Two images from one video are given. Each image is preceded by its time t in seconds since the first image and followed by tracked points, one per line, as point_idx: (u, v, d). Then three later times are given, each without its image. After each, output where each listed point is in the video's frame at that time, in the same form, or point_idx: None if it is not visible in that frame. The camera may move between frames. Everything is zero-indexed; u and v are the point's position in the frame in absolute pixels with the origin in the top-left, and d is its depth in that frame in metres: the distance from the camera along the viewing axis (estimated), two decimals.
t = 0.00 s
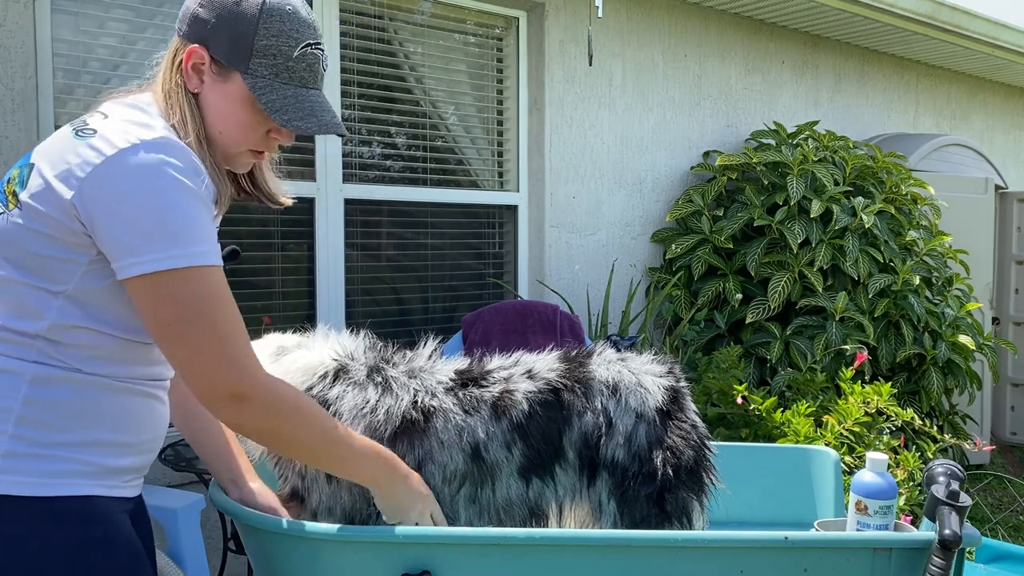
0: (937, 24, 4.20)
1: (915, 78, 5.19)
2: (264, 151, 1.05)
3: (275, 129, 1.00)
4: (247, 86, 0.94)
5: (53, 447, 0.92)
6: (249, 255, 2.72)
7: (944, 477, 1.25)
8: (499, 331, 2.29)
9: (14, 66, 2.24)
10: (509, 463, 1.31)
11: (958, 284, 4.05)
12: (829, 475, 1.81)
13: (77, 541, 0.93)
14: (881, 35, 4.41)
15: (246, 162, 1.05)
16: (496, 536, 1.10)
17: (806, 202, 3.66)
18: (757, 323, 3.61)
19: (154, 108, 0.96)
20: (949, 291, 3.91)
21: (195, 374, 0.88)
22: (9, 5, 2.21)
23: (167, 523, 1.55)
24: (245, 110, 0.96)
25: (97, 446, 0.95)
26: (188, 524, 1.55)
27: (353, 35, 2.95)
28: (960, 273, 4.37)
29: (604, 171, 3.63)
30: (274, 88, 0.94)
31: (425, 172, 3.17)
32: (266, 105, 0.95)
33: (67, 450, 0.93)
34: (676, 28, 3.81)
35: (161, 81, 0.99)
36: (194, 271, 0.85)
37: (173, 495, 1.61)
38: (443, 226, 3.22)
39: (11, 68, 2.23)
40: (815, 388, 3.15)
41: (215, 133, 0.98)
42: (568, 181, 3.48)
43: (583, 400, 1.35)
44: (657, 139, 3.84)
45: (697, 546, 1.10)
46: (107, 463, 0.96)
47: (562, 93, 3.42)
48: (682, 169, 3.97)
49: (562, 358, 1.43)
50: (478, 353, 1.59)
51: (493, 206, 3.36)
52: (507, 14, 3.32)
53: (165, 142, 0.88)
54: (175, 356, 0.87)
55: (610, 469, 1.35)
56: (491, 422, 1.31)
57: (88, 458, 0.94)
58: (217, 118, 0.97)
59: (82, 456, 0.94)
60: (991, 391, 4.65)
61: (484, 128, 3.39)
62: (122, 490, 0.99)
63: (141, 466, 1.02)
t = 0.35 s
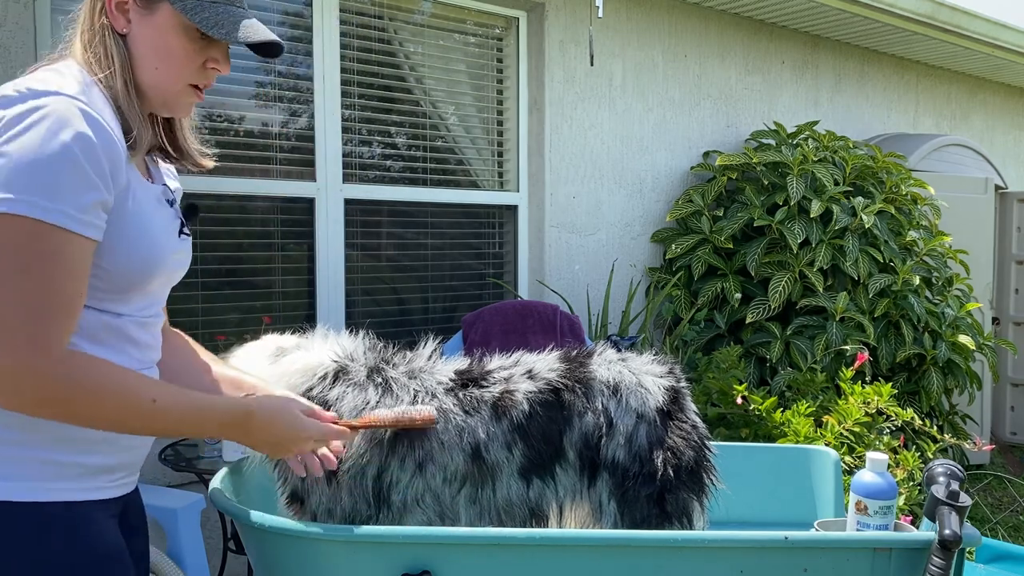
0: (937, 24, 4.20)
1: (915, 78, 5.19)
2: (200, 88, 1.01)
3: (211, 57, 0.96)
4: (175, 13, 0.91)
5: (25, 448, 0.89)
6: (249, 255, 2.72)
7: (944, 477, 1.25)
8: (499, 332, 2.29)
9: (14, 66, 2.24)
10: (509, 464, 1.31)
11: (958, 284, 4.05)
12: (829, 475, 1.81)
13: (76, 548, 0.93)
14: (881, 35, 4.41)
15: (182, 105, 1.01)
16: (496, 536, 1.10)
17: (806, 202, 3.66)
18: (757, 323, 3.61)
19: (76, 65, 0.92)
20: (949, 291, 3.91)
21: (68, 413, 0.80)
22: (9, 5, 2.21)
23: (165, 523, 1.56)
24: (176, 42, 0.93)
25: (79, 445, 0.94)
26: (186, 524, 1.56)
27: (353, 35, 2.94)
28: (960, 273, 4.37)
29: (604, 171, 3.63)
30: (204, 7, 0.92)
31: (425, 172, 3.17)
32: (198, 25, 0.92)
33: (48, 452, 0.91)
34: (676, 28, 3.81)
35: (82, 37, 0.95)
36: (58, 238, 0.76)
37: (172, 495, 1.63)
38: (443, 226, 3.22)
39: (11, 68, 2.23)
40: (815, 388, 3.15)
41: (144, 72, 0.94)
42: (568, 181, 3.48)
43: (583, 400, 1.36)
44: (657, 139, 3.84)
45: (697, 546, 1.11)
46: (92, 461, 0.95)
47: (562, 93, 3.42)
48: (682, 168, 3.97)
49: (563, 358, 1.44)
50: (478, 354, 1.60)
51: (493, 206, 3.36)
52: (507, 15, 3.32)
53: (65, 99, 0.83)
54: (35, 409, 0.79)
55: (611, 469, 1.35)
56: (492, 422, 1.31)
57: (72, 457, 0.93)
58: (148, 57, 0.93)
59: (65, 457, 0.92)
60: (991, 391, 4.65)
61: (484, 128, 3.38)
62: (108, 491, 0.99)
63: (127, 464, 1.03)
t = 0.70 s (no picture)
0: (937, 24, 4.20)
1: (915, 78, 5.19)
2: (143, 57, 1.00)
3: (157, 25, 0.96)
4: None
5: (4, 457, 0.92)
6: (249, 255, 2.72)
7: (944, 477, 1.25)
8: (499, 332, 2.29)
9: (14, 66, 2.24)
10: (512, 463, 1.32)
11: (958, 284, 4.05)
12: (829, 475, 1.80)
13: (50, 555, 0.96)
14: (881, 35, 4.40)
15: (127, 77, 1.00)
16: (497, 536, 1.10)
17: (806, 202, 3.66)
18: (757, 323, 3.61)
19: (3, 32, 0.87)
20: (949, 291, 3.91)
21: (30, 419, 0.82)
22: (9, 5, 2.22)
23: (166, 523, 1.56)
24: (124, 14, 0.92)
25: (49, 449, 0.96)
26: (189, 526, 1.56)
27: (353, 35, 2.94)
28: (960, 273, 4.37)
29: (604, 171, 3.63)
30: None
31: (425, 172, 3.17)
32: None
33: (20, 457, 0.93)
34: (676, 28, 3.81)
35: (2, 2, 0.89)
36: None
37: (172, 494, 1.63)
38: (443, 226, 3.22)
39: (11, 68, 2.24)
40: (815, 388, 3.15)
41: (87, 46, 0.92)
42: (568, 181, 3.48)
43: (586, 399, 1.38)
44: (657, 139, 3.84)
45: (697, 546, 1.11)
46: (61, 465, 0.97)
47: (562, 93, 3.42)
48: (682, 168, 3.97)
49: (565, 358, 1.46)
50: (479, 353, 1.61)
51: (493, 206, 3.36)
52: (507, 15, 3.32)
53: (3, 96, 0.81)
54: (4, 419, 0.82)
55: (614, 469, 1.37)
56: (495, 421, 1.32)
57: (43, 462, 0.95)
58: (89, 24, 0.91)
59: (37, 462, 0.94)
60: (991, 391, 4.65)
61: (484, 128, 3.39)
62: (74, 498, 1.02)
63: (95, 471, 1.05)
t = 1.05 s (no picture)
0: (937, 24, 4.20)
1: (914, 78, 5.20)
2: (92, 49, 1.00)
3: (103, 16, 0.96)
4: None
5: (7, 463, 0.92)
6: (249, 255, 2.72)
7: (944, 477, 1.25)
8: (499, 332, 2.29)
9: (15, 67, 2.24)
10: (515, 460, 1.44)
11: (958, 284, 4.05)
12: (829, 475, 1.80)
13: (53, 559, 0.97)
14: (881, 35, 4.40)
15: (74, 71, 1.00)
16: (496, 536, 1.10)
17: (806, 202, 3.66)
18: (757, 323, 3.61)
19: None
20: (949, 291, 3.92)
21: (59, 412, 0.81)
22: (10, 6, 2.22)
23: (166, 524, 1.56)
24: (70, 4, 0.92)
25: (50, 449, 0.96)
26: (190, 526, 1.56)
27: (353, 35, 2.94)
28: (960, 273, 4.37)
29: (604, 171, 3.63)
30: None
31: (425, 172, 3.17)
32: None
33: (21, 458, 0.93)
34: (676, 28, 3.81)
35: None
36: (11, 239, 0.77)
37: (172, 494, 1.64)
38: (443, 226, 3.22)
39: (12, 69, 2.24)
40: (815, 388, 3.15)
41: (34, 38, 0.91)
42: (568, 181, 3.48)
43: (589, 399, 1.51)
44: (657, 139, 3.84)
45: (697, 546, 1.11)
46: (62, 466, 0.98)
47: (562, 93, 3.42)
48: (682, 169, 3.97)
49: (570, 358, 1.60)
50: (485, 351, 1.76)
51: (493, 206, 3.36)
52: (507, 14, 3.32)
53: None
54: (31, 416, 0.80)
55: (615, 467, 1.50)
56: (498, 419, 1.45)
57: (44, 463, 0.95)
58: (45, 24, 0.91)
59: (37, 463, 0.94)
60: (991, 391, 4.65)
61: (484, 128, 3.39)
62: (81, 499, 1.02)
63: (98, 473, 1.06)
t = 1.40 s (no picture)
0: (937, 24, 4.20)
1: (914, 78, 5.20)
2: (82, 45, 0.99)
3: (94, 11, 0.96)
4: None
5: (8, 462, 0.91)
6: (249, 255, 2.72)
7: (944, 478, 1.25)
8: (499, 332, 2.29)
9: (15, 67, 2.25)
10: (519, 458, 1.50)
11: (958, 283, 4.05)
12: (829, 476, 1.80)
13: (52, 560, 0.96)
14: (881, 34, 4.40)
15: (67, 66, 0.99)
16: (497, 536, 1.10)
17: (806, 202, 3.66)
18: (757, 323, 3.61)
19: None
20: (949, 291, 3.92)
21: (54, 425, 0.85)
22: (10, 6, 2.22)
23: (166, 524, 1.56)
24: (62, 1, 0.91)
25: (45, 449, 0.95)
26: (190, 526, 1.56)
27: (353, 35, 2.94)
28: (960, 273, 4.37)
29: (604, 171, 3.63)
30: None
31: (425, 172, 3.17)
32: None
33: (15, 457, 0.92)
34: (676, 28, 3.81)
35: None
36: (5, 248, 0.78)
37: (172, 493, 1.63)
38: (443, 226, 3.22)
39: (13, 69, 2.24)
40: (816, 389, 3.15)
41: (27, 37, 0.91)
42: (568, 181, 3.48)
43: (592, 397, 1.56)
44: (657, 139, 3.84)
45: (697, 546, 1.10)
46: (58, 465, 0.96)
47: (562, 93, 3.42)
48: (682, 169, 3.97)
49: (573, 356, 1.65)
50: (489, 351, 1.83)
51: (492, 206, 3.36)
52: (507, 14, 3.31)
53: None
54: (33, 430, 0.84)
55: (617, 466, 1.53)
56: (502, 416, 1.51)
57: (40, 462, 0.94)
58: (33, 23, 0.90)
59: (31, 462, 0.93)
60: (991, 391, 4.65)
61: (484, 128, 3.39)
62: (85, 498, 1.02)
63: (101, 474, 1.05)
